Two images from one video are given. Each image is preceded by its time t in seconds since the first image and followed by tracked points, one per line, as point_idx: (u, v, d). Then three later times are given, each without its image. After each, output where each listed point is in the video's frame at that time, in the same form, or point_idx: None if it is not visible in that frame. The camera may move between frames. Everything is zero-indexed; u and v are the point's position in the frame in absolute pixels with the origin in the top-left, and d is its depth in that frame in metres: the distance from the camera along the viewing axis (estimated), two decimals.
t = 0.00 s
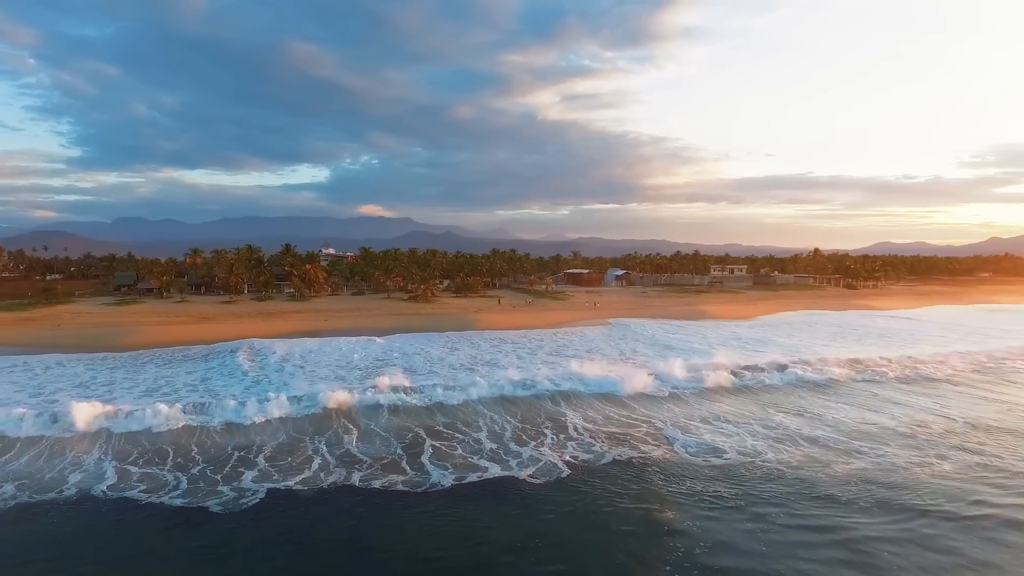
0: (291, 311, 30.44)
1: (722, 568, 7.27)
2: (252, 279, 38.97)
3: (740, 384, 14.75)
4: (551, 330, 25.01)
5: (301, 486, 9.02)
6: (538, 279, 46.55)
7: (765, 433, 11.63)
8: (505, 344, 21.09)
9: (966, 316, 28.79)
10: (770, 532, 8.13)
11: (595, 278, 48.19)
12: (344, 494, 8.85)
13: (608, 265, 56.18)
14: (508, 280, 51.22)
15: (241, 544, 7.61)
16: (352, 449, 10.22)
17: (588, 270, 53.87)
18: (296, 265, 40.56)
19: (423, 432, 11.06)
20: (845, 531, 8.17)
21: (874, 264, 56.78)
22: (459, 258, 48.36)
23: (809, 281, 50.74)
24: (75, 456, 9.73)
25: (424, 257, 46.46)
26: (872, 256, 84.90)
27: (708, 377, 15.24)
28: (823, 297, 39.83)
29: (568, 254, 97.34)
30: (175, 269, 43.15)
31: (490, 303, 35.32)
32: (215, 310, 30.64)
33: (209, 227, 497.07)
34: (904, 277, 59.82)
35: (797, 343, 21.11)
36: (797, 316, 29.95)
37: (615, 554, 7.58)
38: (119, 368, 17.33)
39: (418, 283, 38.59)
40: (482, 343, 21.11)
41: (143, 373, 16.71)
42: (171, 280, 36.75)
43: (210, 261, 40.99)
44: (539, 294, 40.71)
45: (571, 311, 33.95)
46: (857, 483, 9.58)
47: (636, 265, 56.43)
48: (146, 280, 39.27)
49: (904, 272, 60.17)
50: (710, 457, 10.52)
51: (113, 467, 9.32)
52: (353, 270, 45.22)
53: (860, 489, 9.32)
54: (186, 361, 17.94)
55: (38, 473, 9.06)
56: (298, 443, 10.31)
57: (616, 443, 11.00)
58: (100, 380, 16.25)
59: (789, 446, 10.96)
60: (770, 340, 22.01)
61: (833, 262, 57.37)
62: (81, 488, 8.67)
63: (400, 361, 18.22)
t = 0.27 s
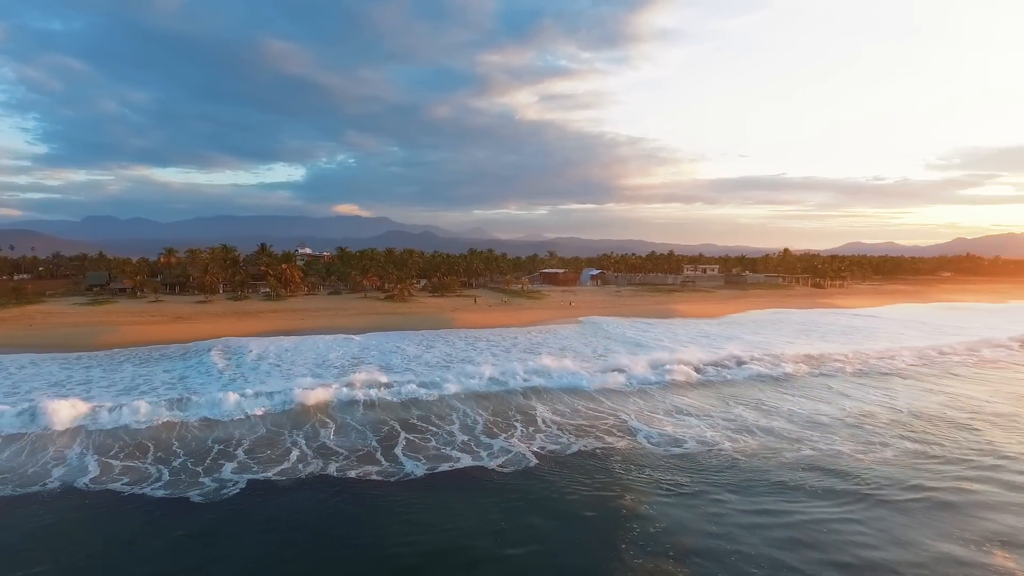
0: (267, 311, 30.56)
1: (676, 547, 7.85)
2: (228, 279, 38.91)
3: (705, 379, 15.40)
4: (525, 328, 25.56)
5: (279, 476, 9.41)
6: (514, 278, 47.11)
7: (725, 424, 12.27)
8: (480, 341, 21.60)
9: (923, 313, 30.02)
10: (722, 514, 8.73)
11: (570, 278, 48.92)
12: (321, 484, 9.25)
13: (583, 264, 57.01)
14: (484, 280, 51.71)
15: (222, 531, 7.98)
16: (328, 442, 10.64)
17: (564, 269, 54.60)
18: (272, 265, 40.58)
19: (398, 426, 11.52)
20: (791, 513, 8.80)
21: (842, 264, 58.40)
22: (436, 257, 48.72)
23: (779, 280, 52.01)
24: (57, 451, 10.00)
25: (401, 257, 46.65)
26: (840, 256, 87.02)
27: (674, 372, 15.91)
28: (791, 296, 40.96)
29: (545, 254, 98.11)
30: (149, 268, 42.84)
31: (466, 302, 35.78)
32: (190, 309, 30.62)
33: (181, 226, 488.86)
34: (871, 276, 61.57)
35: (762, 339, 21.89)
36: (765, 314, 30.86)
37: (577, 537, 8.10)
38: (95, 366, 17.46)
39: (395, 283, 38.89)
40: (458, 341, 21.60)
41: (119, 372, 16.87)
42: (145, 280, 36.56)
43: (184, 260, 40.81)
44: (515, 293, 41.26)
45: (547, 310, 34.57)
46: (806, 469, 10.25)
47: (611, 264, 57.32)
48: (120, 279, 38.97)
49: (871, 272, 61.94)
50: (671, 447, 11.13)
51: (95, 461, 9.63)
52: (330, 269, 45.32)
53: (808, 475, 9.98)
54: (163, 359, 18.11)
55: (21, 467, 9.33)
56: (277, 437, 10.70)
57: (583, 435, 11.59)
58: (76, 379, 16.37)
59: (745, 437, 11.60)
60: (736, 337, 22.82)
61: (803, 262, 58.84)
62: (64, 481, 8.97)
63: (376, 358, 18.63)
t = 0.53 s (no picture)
0: (241, 310, 30.62)
1: (631, 528, 8.47)
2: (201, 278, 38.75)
3: (669, 374, 16.08)
4: (498, 327, 26.11)
5: (255, 468, 9.81)
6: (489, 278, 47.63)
7: (684, 417, 12.94)
8: (452, 339, 22.09)
9: (880, 311, 31.29)
10: (675, 499, 9.37)
11: (544, 277, 49.60)
12: (296, 475, 9.68)
13: (557, 264, 57.79)
14: (459, 279, 52.13)
15: (201, 520, 8.37)
16: (303, 435, 11.06)
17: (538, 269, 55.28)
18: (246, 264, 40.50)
19: (371, 420, 11.97)
20: (739, 496, 9.48)
21: (808, 263, 60.06)
22: (411, 257, 49.02)
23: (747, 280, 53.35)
24: (36, 446, 10.26)
25: (375, 257, 46.77)
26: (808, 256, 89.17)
27: (638, 368, 16.58)
28: (757, 295, 42.13)
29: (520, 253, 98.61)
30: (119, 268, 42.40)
31: (441, 301, 36.19)
32: (162, 309, 30.52)
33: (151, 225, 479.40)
34: (835, 276, 63.41)
35: (726, 335, 22.71)
36: (731, 313, 31.83)
37: (540, 521, 8.66)
38: (67, 365, 17.53)
39: (370, 282, 39.13)
40: (431, 339, 22.05)
41: (93, 371, 16.98)
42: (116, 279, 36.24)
43: (156, 260, 40.51)
44: (489, 292, 41.78)
45: (520, 308, 35.17)
46: (755, 458, 10.96)
47: (584, 264, 58.16)
48: (89, 279, 38.55)
49: (835, 272, 63.80)
50: (632, 438, 11.76)
51: (75, 455, 9.92)
52: (304, 269, 45.35)
53: (757, 462, 10.69)
54: (136, 358, 18.25)
55: None
56: (253, 431, 11.08)
57: (549, 428, 12.17)
58: (48, 378, 16.45)
59: (702, 427, 12.30)
60: (701, 333, 23.66)
61: (771, 262, 60.33)
62: (45, 475, 9.26)
63: (350, 356, 19.00)
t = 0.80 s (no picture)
0: (216, 310, 30.62)
1: (591, 512, 9.00)
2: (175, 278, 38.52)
3: (637, 370, 16.66)
4: (473, 325, 26.54)
5: (233, 461, 10.15)
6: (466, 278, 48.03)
7: (649, 410, 13.52)
8: (428, 338, 22.49)
9: (844, 309, 32.36)
10: (634, 486, 9.91)
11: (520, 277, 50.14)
12: (273, 467, 10.04)
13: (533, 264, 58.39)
14: (436, 279, 52.44)
15: (179, 510, 8.70)
16: (280, 430, 11.42)
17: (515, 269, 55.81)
18: (221, 264, 40.35)
19: (347, 416, 12.37)
20: (694, 483, 10.06)
21: (778, 263, 61.48)
22: (388, 257, 49.21)
23: (719, 279, 54.45)
24: (15, 443, 10.47)
25: (352, 256, 46.81)
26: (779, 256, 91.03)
27: (607, 365, 17.17)
28: (728, 295, 43.10)
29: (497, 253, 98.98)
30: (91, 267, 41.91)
31: (417, 301, 36.51)
32: (136, 309, 30.38)
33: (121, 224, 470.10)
34: (806, 275, 64.93)
35: (695, 332, 23.38)
36: (702, 312, 32.63)
37: (506, 507, 9.14)
38: (41, 364, 17.56)
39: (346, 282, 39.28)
40: (407, 338, 22.43)
41: (68, 370, 17.07)
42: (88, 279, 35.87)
43: (129, 259, 40.15)
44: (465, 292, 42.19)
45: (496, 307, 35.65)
46: (713, 448, 11.58)
47: (560, 264, 58.85)
48: (60, 279, 38.07)
49: (805, 271, 65.36)
50: (597, 431, 12.31)
51: (54, 451, 10.16)
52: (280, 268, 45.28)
53: (714, 452, 11.30)
54: (111, 357, 18.33)
55: None
56: (231, 427, 11.41)
57: (519, 422, 12.68)
58: (22, 376, 16.51)
59: (665, 420, 12.90)
60: (670, 330, 24.37)
61: (743, 262, 61.58)
62: (25, 470, 9.50)
63: (326, 354, 19.32)
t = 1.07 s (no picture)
0: (188, 310, 30.55)
1: (553, 498, 9.54)
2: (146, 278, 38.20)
3: (603, 366, 17.28)
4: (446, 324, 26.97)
5: (208, 454, 10.47)
6: (440, 277, 48.37)
7: (612, 404, 14.14)
8: (401, 336, 22.94)
9: (806, 308, 33.47)
10: (595, 473, 10.49)
11: (495, 277, 50.64)
12: (248, 460, 10.40)
13: (508, 264, 58.95)
14: (411, 279, 52.66)
15: (156, 500, 9.01)
16: (254, 425, 11.77)
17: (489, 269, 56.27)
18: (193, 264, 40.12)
19: (320, 411, 12.76)
20: (651, 469, 10.67)
21: (747, 263, 62.92)
22: (362, 257, 49.34)
23: (689, 279, 55.68)
24: None
25: (326, 256, 46.79)
26: (749, 256, 92.83)
27: (575, 361, 17.77)
28: (697, 294, 44.13)
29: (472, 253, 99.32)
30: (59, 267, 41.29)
31: (391, 300, 36.78)
32: (106, 309, 30.15)
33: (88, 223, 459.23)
34: (773, 275, 66.54)
35: (662, 329, 24.11)
36: (670, 310, 33.46)
37: (473, 494, 9.63)
38: (12, 364, 17.53)
39: (320, 282, 39.37)
40: (380, 336, 22.84)
41: (39, 369, 17.09)
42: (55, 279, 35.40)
43: (99, 259, 39.67)
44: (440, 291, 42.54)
45: (470, 307, 36.11)
46: (670, 438, 12.24)
47: (534, 264, 59.48)
48: (27, 279, 37.49)
49: (772, 271, 66.96)
50: (563, 424, 12.89)
51: (30, 447, 10.36)
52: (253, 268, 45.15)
53: (671, 442, 11.94)
54: (82, 357, 18.36)
55: None
56: (206, 423, 11.72)
57: (488, 415, 13.23)
58: None
59: (627, 413, 13.52)
60: (638, 327, 25.10)
61: (712, 262, 62.88)
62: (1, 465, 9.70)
63: (299, 351, 19.65)
